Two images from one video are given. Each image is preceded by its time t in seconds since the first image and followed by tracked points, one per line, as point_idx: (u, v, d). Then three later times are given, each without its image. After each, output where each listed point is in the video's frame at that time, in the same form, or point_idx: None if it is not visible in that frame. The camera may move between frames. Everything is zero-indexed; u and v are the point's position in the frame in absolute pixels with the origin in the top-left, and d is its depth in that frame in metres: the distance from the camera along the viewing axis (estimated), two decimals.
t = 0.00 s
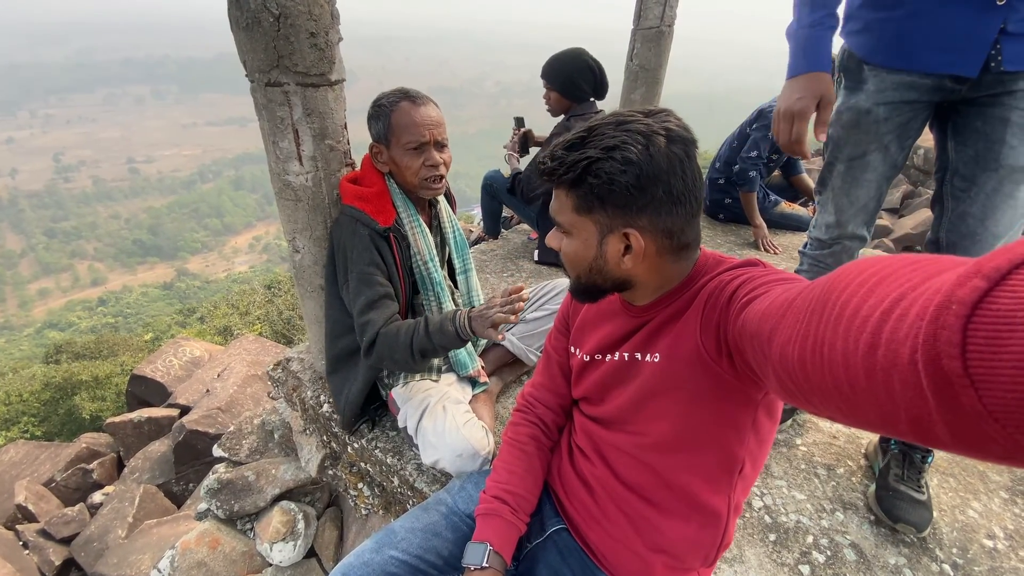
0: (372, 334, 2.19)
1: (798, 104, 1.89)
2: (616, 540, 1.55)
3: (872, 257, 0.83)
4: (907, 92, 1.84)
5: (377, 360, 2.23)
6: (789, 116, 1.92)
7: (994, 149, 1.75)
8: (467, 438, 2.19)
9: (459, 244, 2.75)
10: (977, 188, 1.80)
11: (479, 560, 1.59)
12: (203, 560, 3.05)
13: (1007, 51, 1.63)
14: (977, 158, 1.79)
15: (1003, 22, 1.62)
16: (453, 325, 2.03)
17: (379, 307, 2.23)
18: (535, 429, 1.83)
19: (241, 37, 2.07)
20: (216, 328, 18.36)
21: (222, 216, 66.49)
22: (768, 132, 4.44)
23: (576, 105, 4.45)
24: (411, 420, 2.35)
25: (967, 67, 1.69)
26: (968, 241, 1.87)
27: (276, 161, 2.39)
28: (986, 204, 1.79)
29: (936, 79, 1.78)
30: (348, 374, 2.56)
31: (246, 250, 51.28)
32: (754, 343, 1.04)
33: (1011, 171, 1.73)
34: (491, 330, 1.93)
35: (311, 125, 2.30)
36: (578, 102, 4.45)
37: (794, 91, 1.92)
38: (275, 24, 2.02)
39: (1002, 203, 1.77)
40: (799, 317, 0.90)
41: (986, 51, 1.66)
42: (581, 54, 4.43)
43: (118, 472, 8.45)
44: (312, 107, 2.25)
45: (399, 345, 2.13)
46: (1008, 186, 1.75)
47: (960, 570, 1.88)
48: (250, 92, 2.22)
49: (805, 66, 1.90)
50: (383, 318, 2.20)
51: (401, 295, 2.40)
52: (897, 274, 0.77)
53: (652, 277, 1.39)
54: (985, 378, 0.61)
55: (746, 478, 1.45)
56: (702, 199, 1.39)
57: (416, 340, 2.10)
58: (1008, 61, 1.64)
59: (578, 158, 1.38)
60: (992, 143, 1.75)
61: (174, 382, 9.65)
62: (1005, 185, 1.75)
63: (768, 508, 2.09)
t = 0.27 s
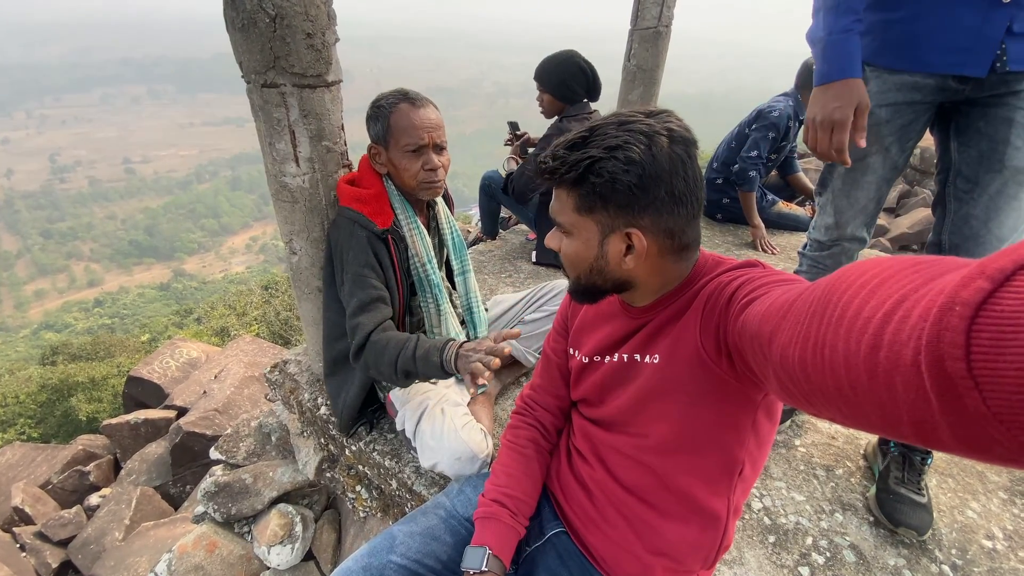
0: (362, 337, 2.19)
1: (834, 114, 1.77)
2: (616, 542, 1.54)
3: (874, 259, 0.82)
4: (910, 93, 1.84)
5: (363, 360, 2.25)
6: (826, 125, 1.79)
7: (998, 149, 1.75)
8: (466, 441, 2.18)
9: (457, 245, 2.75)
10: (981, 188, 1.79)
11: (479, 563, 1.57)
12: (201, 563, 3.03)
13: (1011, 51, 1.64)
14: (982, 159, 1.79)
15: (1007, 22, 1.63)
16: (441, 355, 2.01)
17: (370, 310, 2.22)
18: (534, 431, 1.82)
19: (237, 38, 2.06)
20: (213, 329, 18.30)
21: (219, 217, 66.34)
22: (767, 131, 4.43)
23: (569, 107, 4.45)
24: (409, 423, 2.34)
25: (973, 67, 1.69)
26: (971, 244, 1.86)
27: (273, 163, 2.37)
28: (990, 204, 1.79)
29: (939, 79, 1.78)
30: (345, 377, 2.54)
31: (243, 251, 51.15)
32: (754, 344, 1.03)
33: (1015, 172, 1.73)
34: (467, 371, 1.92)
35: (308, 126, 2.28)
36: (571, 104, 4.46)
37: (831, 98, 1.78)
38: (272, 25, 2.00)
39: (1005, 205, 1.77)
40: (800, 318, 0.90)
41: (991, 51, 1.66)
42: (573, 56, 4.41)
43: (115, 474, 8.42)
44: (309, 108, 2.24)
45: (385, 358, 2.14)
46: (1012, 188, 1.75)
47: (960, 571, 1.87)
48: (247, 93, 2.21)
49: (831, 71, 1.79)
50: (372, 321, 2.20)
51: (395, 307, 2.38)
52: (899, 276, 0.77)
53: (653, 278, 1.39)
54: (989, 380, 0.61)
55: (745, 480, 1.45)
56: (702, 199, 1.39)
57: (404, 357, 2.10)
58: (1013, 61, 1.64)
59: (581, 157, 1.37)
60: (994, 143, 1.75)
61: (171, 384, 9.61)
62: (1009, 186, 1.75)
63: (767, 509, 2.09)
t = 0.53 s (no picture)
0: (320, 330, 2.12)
1: (772, 115, 2.09)
2: (614, 541, 1.55)
3: (870, 258, 0.83)
4: (911, 93, 1.84)
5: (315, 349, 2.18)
6: (766, 123, 2.13)
7: (999, 151, 1.75)
8: (465, 440, 2.18)
9: (456, 245, 2.75)
10: (983, 190, 1.80)
11: (478, 561, 1.58)
12: (201, 563, 3.04)
13: (1012, 51, 1.63)
14: (983, 160, 1.78)
15: (1008, 21, 1.62)
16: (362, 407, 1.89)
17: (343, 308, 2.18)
18: (533, 430, 1.83)
19: (235, 38, 2.06)
20: (213, 330, 18.30)
21: (218, 217, 66.30)
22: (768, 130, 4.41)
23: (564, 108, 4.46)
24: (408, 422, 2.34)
25: (973, 66, 1.69)
26: (972, 245, 1.87)
27: (271, 163, 2.38)
28: (991, 206, 1.79)
29: (939, 79, 1.78)
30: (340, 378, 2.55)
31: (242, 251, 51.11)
32: (752, 343, 1.04)
33: (1017, 174, 1.74)
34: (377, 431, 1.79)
35: (306, 126, 2.29)
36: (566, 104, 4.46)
37: (774, 99, 2.09)
38: (270, 25, 2.01)
39: (1008, 207, 1.77)
40: (797, 317, 0.90)
41: (991, 51, 1.65)
42: (568, 56, 4.41)
43: (115, 475, 8.43)
44: (307, 108, 2.24)
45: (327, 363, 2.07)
46: (1014, 190, 1.75)
47: (956, 568, 1.88)
48: (245, 93, 2.21)
49: (790, 73, 2.03)
50: (337, 313, 2.13)
51: (376, 310, 2.34)
52: (895, 275, 0.77)
53: (653, 275, 1.39)
54: (983, 380, 0.61)
55: (743, 478, 1.46)
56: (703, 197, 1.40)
57: (340, 375, 2.00)
58: (1014, 61, 1.63)
59: (585, 153, 1.37)
60: (994, 146, 1.75)
61: (170, 384, 9.62)
62: (1011, 188, 1.75)
63: (765, 507, 2.10)
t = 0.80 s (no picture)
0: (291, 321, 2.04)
1: (760, 113, 2.16)
2: (612, 543, 1.56)
3: (870, 266, 0.84)
4: (908, 95, 1.85)
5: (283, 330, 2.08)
6: (755, 121, 2.19)
7: (998, 153, 1.74)
8: (464, 441, 2.19)
9: (455, 247, 2.76)
10: (981, 192, 1.78)
11: (477, 562, 1.59)
12: (201, 563, 3.05)
13: (1008, 56, 1.63)
14: (982, 163, 1.78)
15: (1004, 27, 1.62)
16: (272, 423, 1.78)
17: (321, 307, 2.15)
18: (533, 432, 1.84)
19: (235, 42, 2.08)
20: (213, 329, 18.31)
21: (218, 216, 66.31)
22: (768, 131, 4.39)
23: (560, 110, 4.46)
24: (408, 423, 2.35)
25: (968, 70, 1.69)
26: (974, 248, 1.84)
27: (270, 165, 2.39)
28: (991, 208, 1.77)
29: (935, 82, 1.79)
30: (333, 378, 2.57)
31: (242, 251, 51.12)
32: (750, 348, 1.05)
33: (1016, 176, 1.71)
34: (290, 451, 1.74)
35: (305, 129, 2.29)
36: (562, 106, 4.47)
37: (763, 99, 2.16)
38: (269, 28, 2.01)
39: (1008, 209, 1.74)
40: (796, 323, 0.91)
41: (986, 55, 1.66)
42: (564, 58, 4.41)
43: (116, 474, 8.45)
44: (307, 111, 2.25)
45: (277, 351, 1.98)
46: (1013, 192, 1.73)
47: (953, 568, 1.89)
48: (245, 96, 2.22)
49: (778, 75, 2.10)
50: (308, 309, 2.06)
51: (359, 314, 2.31)
52: (895, 283, 0.78)
53: (646, 279, 1.40)
54: (984, 389, 0.62)
55: (739, 482, 1.47)
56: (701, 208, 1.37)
57: (272, 384, 1.85)
58: (1009, 66, 1.63)
59: (582, 152, 1.39)
60: (993, 149, 1.75)
61: (171, 384, 9.63)
62: (1010, 191, 1.73)
63: (763, 507, 2.11)
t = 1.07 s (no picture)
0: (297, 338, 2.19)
1: (796, 119, 2.05)
2: (609, 543, 1.56)
3: (865, 266, 0.84)
4: (904, 98, 1.85)
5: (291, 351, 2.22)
6: (791, 127, 2.09)
7: (994, 154, 1.74)
8: (460, 442, 2.19)
9: (450, 247, 2.77)
10: (978, 194, 1.79)
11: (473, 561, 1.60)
12: (199, 562, 3.05)
13: (1003, 59, 1.64)
14: (978, 164, 1.78)
15: (998, 31, 1.64)
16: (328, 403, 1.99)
17: (318, 315, 2.25)
18: (530, 432, 1.84)
19: (232, 42, 2.08)
20: (214, 329, 18.32)
21: (218, 216, 66.32)
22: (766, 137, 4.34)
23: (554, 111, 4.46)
24: (404, 423, 2.35)
25: (959, 77, 1.71)
26: (970, 247, 1.85)
27: (268, 165, 2.39)
28: (988, 209, 1.77)
29: (930, 85, 1.80)
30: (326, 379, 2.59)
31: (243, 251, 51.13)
32: (746, 348, 1.05)
33: (1012, 177, 1.72)
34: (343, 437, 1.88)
35: (303, 129, 2.30)
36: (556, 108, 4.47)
37: (796, 104, 2.06)
38: (266, 29, 2.02)
39: (1004, 210, 1.75)
40: (792, 322, 0.91)
41: (979, 60, 1.67)
42: (557, 60, 4.42)
43: (115, 474, 8.45)
44: (304, 111, 2.26)
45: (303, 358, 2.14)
46: (1009, 193, 1.73)
47: (949, 568, 1.89)
48: (242, 96, 2.23)
49: (807, 79, 2.03)
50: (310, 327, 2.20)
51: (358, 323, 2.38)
52: (890, 283, 0.79)
53: (643, 277, 1.41)
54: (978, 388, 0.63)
55: (735, 482, 1.48)
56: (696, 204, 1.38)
57: (311, 376, 2.07)
58: (1004, 68, 1.65)
59: (574, 154, 1.39)
60: (989, 149, 1.75)
61: (171, 384, 9.64)
62: (1006, 192, 1.73)
63: (759, 507, 2.11)
